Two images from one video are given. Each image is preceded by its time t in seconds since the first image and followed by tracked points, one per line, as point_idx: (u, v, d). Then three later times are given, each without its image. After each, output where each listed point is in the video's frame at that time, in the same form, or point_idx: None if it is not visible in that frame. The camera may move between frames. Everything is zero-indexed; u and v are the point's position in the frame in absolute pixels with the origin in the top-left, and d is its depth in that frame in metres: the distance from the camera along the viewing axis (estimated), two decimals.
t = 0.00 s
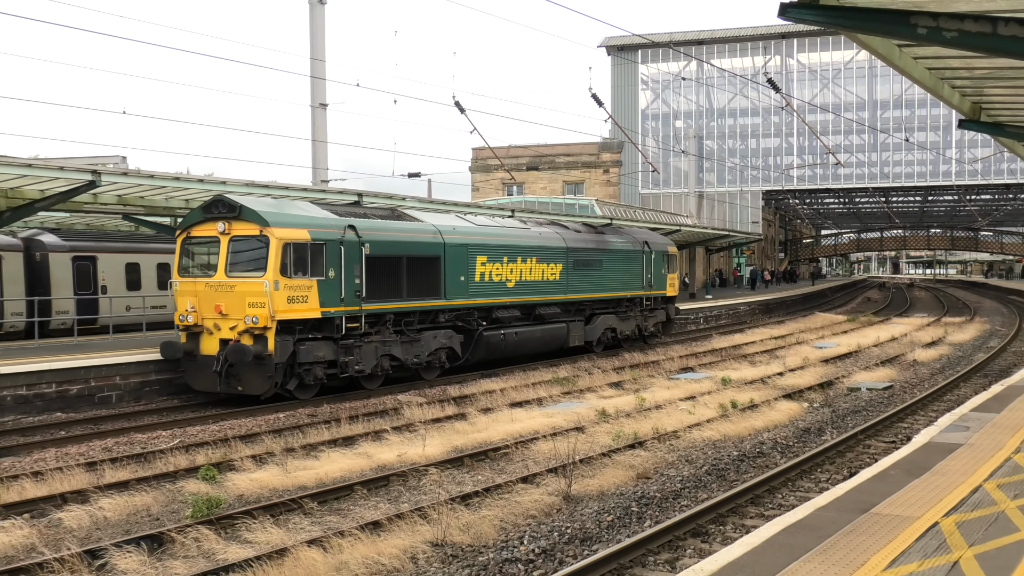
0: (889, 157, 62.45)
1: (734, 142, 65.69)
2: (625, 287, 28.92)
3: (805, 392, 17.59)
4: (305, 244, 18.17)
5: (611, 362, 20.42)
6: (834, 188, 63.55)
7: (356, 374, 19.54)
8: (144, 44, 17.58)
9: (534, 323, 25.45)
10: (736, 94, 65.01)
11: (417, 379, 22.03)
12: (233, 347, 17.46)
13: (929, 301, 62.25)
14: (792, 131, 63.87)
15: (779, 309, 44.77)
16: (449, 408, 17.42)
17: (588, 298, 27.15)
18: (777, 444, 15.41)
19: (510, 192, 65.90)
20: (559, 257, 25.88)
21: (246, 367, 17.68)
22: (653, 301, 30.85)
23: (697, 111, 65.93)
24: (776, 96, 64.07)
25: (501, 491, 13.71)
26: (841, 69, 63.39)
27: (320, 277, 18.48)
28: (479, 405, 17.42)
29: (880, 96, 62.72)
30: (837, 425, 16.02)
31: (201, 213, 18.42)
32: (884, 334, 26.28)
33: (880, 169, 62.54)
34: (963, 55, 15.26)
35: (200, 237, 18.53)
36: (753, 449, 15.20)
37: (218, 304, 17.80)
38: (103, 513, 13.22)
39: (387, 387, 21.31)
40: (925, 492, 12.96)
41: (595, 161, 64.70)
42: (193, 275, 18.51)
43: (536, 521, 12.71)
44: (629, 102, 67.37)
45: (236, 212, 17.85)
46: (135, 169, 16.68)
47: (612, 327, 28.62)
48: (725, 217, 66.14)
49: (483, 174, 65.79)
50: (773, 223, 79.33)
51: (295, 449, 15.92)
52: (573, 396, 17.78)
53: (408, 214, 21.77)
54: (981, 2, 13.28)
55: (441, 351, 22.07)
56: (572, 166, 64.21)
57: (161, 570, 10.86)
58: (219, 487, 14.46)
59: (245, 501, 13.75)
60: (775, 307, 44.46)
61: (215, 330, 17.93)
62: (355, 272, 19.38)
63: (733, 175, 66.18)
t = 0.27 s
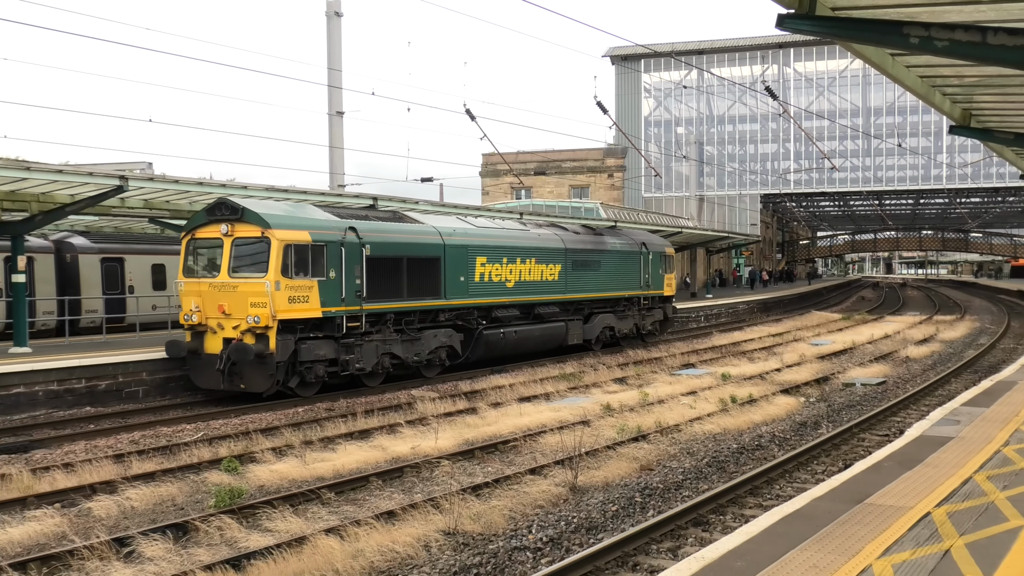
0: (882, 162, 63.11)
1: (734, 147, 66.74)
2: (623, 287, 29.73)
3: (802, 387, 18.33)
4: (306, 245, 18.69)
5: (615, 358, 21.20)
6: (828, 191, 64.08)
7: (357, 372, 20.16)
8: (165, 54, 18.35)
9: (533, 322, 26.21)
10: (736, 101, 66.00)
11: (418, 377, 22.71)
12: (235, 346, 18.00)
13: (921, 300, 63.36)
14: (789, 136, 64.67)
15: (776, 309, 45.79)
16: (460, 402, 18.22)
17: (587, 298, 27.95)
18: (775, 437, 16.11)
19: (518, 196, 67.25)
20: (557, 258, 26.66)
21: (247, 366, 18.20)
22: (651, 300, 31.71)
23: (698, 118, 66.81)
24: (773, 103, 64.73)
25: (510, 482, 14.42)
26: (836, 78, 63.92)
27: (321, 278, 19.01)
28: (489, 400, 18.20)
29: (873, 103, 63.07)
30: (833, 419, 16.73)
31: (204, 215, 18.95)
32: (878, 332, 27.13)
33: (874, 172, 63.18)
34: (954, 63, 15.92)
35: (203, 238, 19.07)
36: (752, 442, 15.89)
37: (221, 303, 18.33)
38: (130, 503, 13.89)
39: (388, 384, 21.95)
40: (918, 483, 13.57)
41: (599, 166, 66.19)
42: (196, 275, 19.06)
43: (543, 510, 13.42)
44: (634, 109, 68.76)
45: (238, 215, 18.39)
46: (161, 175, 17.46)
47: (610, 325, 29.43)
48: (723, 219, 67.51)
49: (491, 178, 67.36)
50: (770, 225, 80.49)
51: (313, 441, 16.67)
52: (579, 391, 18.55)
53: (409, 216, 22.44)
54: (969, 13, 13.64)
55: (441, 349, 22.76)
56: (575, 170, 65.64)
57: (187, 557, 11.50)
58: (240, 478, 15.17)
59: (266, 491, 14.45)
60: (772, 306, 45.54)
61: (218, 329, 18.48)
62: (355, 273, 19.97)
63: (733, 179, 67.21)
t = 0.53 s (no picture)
0: (878, 167, 64.27)
1: (733, 152, 67.18)
2: (621, 287, 30.44)
3: (799, 384, 18.97)
4: (307, 246, 19.16)
5: (619, 356, 21.86)
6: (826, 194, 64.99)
7: (357, 370, 20.67)
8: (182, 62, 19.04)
9: (532, 321, 26.84)
10: (735, 108, 66.76)
11: (418, 375, 23.24)
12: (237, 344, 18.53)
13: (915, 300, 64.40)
14: (786, 142, 65.55)
15: (774, 308, 46.69)
16: (469, 398, 18.90)
17: (585, 298, 28.63)
18: (773, 432, 16.71)
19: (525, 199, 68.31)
20: (557, 259, 27.32)
21: (248, 364, 18.69)
22: (648, 300, 32.45)
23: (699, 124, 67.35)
24: (771, 109, 65.20)
25: (517, 475, 15.04)
26: (833, 85, 64.61)
27: (321, 278, 19.51)
28: (497, 395, 18.89)
29: (869, 109, 64.34)
30: (829, 414, 17.33)
31: (207, 216, 19.48)
32: (872, 331, 27.85)
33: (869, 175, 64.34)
34: (947, 71, 16.46)
35: (206, 239, 19.60)
36: (751, 436, 16.48)
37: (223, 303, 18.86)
38: (152, 494, 14.44)
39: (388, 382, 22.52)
40: (911, 477, 14.09)
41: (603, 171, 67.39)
42: (200, 275, 19.60)
43: (550, 502, 14.01)
44: (635, 115, 69.22)
45: (241, 216, 18.90)
46: (182, 179, 18.16)
47: (607, 325, 30.11)
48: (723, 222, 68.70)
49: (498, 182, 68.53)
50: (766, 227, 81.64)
51: (328, 435, 17.33)
52: (583, 387, 19.22)
53: (411, 218, 23.04)
54: (961, 23, 13.84)
55: (441, 348, 23.33)
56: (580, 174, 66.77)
57: (205, 546, 11.84)
58: (258, 470, 15.77)
59: (282, 484, 15.02)
60: (769, 305, 46.46)
61: (221, 328, 19.02)
62: (356, 273, 20.49)
63: (733, 183, 67.88)
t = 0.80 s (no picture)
0: (870, 171, 65.75)
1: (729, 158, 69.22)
2: (617, 287, 31.24)
3: (794, 380, 19.72)
4: (305, 248, 19.76)
5: (621, 353, 22.65)
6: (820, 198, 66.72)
7: (356, 368, 21.30)
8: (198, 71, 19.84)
9: (529, 321, 27.59)
10: (732, 114, 68.40)
11: (417, 373, 23.93)
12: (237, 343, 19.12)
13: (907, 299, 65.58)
14: (780, 147, 67.29)
15: (771, 307, 47.75)
16: (476, 393, 19.69)
17: (582, 298, 29.43)
18: (769, 426, 17.42)
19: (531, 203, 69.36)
20: (553, 260, 28.11)
21: (249, 363, 19.30)
22: (645, 299, 33.29)
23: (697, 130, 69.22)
24: (766, 116, 67.04)
25: (523, 467, 15.79)
26: (826, 92, 66.01)
27: (320, 278, 20.10)
28: (504, 390, 19.70)
29: (861, 115, 65.47)
30: (823, 409, 18.04)
31: (209, 219, 20.10)
32: (864, 329, 28.67)
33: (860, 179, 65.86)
34: (937, 79, 17.10)
35: (208, 241, 20.24)
36: (748, 430, 17.20)
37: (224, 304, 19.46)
38: (175, 485, 15.19)
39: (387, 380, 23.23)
40: (900, 470, 14.73)
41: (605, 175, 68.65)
42: (202, 276, 20.23)
43: (554, 493, 14.73)
44: (637, 122, 70.93)
45: (241, 219, 19.53)
46: (201, 184, 18.95)
47: (604, 324, 30.93)
48: (720, 224, 70.92)
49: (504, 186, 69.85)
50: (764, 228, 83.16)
51: (342, 429, 18.12)
52: (586, 382, 20.02)
53: (409, 220, 23.79)
54: (951, 33, 14.12)
55: (439, 346, 24.02)
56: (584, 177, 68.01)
57: (225, 535, 12.47)
58: (276, 462, 16.53)
59: (298, 475, 15.75)
60: (766, 304, 47.48)
61: (222, 328, 19.64)
62: (355, 274, 21.12)
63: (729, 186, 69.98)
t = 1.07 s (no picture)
0: (864, 175, 68.10)
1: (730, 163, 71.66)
2: (616, 287, 32.05)
3: (793, 376, 20.44)
4: (306, 248, 20.39)
5: (626, 350, 23.43)
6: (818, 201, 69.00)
7: (357, 366, 22.06)
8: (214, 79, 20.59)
9: (529, 320, 28.38)
10: (732, 120, 71.01)
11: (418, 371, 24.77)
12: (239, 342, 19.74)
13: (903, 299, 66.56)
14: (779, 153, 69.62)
15: (770, 307, 48.72)
16: (486, 388, 20.47)
17: (581, 298, 30.23)
18: (768, 421, 18.12)
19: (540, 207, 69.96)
20: (552, 260, 28.90)
21: (251, 361, 19.94)
22: (643, 299, 34.16)
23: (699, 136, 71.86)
24: (765, 122, 69.61)
25: (531, 459, 16.51)
26: (824, 99, 68.30)
27: (320, 279, 20.75)
28: (514, 386, 20.50)
29: (857, 122, 67.89)
30: (820, 405, 18.74)
31: (212, 220, 20.75)
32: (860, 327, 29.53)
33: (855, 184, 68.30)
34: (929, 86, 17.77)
35: (212, 242, 20.90)
36: (748, 425, 17.90)
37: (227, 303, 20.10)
38: (197, 476, 15.92)
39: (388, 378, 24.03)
40: (893, 463, 15.38)
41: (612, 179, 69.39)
42: (206, 276, 20.90)
43: (561, 484, 15.45)
44: (640, 128, 73.93)
45: (243, 220, 20.16)
46: (224, 188, 19.71)
47: (603, 323, 31.77)
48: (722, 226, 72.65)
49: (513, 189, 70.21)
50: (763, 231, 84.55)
51: (357, 423, 18.91)
52: (591, 378, 20.79)
53: (411, 222, 24.57)
54: (944, 41, 14.62)
55: (440, 344, 24.84)
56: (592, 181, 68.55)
57: (246, 524, 13.14)
58: (294, 454, 17.29)
59: (316, 467, 16.48)
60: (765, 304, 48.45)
61: (225, 326, 20.29)
62: (355, 274, 21.87)
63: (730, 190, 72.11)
